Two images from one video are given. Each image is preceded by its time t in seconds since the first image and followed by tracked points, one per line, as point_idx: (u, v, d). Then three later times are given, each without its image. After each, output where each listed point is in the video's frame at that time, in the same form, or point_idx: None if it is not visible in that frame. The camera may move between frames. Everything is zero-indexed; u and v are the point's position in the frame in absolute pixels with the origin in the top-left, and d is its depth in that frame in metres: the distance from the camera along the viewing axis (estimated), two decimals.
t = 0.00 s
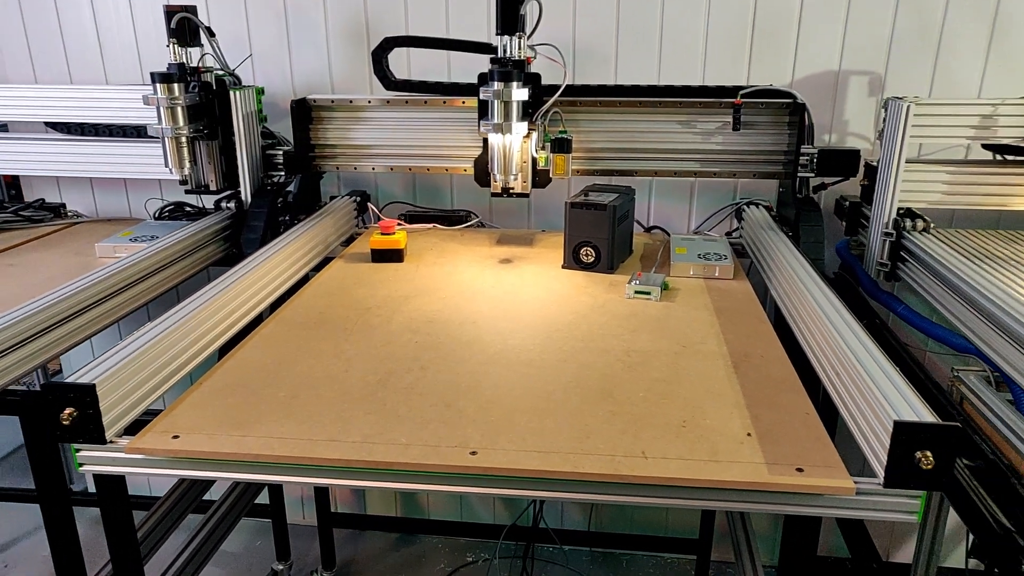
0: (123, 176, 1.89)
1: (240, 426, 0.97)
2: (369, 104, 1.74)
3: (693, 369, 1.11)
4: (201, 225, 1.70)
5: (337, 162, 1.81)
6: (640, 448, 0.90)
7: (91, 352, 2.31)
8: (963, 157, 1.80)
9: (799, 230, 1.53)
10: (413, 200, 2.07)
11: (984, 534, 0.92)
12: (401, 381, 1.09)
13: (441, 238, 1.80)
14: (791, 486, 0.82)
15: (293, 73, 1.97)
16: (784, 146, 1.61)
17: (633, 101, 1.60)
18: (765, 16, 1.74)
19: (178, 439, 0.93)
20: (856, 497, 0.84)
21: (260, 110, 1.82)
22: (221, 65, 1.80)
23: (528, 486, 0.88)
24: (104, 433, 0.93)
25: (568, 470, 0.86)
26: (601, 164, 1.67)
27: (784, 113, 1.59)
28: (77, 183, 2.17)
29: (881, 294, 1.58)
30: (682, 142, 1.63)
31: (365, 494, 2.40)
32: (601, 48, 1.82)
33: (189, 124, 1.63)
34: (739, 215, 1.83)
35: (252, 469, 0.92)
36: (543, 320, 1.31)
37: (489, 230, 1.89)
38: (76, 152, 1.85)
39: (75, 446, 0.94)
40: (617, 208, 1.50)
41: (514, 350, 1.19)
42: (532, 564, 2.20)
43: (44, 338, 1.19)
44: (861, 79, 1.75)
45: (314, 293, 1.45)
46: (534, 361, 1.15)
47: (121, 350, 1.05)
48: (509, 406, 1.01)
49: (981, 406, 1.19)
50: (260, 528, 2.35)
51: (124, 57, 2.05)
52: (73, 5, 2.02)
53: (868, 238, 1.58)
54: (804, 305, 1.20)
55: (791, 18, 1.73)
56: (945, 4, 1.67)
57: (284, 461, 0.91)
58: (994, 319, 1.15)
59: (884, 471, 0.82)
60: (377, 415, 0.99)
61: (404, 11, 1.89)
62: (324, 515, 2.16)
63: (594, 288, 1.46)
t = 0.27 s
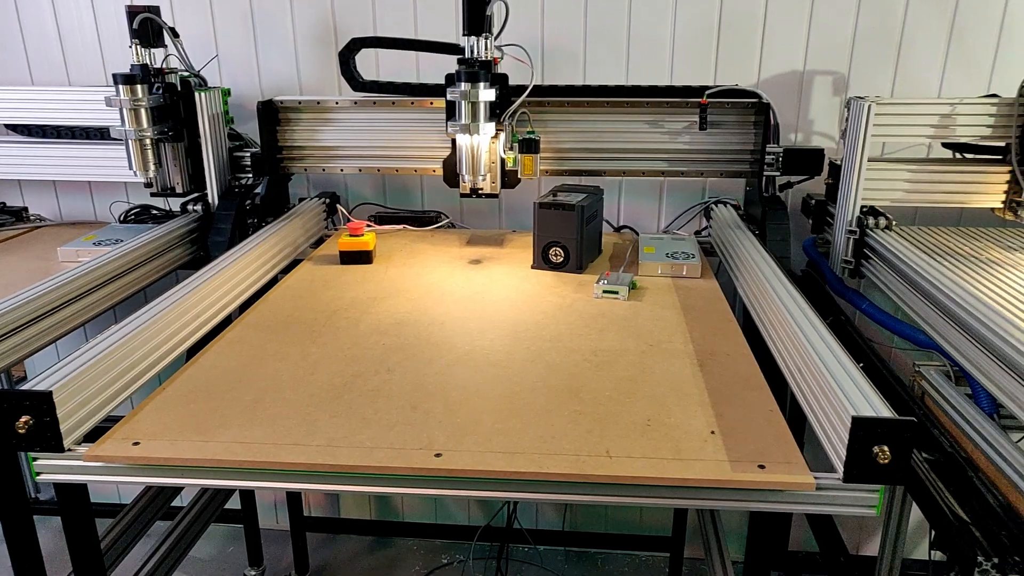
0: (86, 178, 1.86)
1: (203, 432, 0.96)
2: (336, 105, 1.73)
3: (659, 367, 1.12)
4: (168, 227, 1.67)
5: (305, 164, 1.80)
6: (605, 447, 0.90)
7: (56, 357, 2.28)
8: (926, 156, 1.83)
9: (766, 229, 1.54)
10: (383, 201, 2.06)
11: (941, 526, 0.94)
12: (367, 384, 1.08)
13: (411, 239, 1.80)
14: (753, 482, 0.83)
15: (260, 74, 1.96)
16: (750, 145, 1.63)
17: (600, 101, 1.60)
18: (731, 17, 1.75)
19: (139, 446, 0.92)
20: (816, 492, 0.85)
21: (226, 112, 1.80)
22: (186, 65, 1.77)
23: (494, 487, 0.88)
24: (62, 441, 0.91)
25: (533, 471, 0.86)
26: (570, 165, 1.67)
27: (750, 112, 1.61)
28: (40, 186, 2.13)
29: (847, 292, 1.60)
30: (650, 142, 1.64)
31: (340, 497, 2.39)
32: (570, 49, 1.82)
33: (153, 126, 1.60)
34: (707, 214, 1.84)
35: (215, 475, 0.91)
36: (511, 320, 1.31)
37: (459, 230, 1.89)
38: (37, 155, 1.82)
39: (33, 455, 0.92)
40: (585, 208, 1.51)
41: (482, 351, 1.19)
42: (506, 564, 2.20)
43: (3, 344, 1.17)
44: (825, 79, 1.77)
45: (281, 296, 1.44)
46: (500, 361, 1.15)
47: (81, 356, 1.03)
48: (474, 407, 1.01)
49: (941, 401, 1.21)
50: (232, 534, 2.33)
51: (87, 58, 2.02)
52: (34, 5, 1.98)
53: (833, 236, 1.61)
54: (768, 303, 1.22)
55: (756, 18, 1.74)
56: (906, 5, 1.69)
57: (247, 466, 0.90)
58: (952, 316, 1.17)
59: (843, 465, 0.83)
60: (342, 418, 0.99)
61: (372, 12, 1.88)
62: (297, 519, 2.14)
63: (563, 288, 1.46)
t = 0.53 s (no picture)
0: (50, 181, 1.83)
1: (168, 437, 0.95)
2: (305, 106, 1.72)
3: (628, 366, 1.13)
4: (135, 230, 1.65)
5: (274, 166, 1.79)
6: (572, 446, 0.91)
7: (22, 363, 2.24)
8: (890, 155, 1.86)
9: (734, 228, 1.55)
10: (354, 203, 2.05)
11: (903, 518, 0.95)
12: (336, 386, 1.08)
13: (382, 241, 1.80)
14: (717, 478, 0.84)
15: (228, 75, 1.94)
16: (718, 145, 1.65)
17: (570, 102, 1.61)
18: (699, 18, 1.77)
19: (102, 452, 0.91)
20: (779, 487, 0.86)
21: (194, 113, 1.78)
22: (151, 67, 1.75)
23: (461, 487, 0.89)
24: (23, 448, 0.90)
25: (500, 470, 0.86)
26: (540, 165, 1.68)
27: (717, 112, 1.62)
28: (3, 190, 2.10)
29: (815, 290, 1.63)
30: (619, 142, 1.65)
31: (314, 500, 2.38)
32: (539, 50, 1.83)
33: (118, 127, 1.58)
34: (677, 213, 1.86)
35: (180, 480, 0.90)
36: (481, 321, 1.31)
37: (431, 231, 1.88)
38: None
39: None
40: (555, 208, 1.52)
41: (451, 352, 1.19)
42: (482, 565, 2.20)
43: None
44: (791, 79, 1.79)
45: (250, 299, 1.43)
46: (470, 362, 1.15)
47: (42, 361, 1.02)
48: (443, 408, 1.01)
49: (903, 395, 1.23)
50: (205, 539, 2.31)
51: (51, 60, 1.99)
52: None
53: (800, 234, 1.63)
54: (736, 301, 1.23)
55: (723, 19, 1.76)
56: (869, 7, 1.72)
57: (213, 471, 0.89)
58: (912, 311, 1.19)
59: (806, 460, 0.85)
60: (310, 421, 0.98)
61: (341, 12, 1.87)
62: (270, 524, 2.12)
63: (533, 288, 1.47)
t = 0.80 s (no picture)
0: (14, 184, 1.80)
1: (134, 442, 0.94)
2: (275, 108, 1.71)
3: (599, 365, 1.13)
4: (102, 233, 1.63)
5: (245, 168, 1.78)
6: (543, 446, 0.91)
7: None
8: (857, 154, 1.88)
9: (705, 228, 1.57)
10: (327, 204, 2.04)
11: (869, 513, 0.97)
12: (307, 389, 1.07)
13: (355, 242, 1.79)
14: (686, 476, 0.85)
15: (197, 76, 1.92)
16: (688, 145, 1.66)
17: (541, 103, 1.62)
18: (669, 19, 1.78)
19: (67, 458, 0.90)
20: (748, 484, 0.87)
21: (162, 115, 1.76)
22: (118, 68, 1.73)
23: (432, 488, 0.89)
24: None
25: (471, 471, 0.87)
26: (513, 166, 1.68)
27: (687, 112, 1.63)
28: None
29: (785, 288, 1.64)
30: (591, 143, 1.66)
31: (290, 504, 2.36)
32: (511, 51, 1.83)
33: (83, 129, 1.56)
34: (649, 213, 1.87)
35: (147, 486, 0.89)
36: (454, 322, 1.31)
37: (404, 233, 1.88)
38: None
39: None
40: (527, 208, 1.52)
41: (423, 354, 1.19)
42: (459, 565, 2.20)
43: None
44: (761, 79, 1.81)
45: (220, 302, 1.42)
46: (442, 364, 1.15)
47: (5, 367, 1.00)
48: (414, 410, 1.01)
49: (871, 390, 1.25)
50: (179, 545, 2.28)
51: (15, 61, 1.95)
52: None
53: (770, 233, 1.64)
54: (706, 300, 1.24)
55: (693, 20, 1.78)
56: (836, 8, 1.74)
57: (181, 476, 0.88)
58: (879, 308, 1.21)
59: (774, 456, 0.86)
60: (280, 424, 0.98)
61: (311, 13, 1.86)
62: (245, 528, 2.10)
63: (506, 288, 1.47)
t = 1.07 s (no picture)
0: None
1: (100, 447, 0.92)
2: (245, 109, 1.70)
3: (570, 364, 1.14)
4: (70, 235, 1.60)
5: (215, 169, 1.76)
6: (513, 445, 0.91)
7: None
8: (827, 153, 1.90)
9: (677, 226, 1.57)
10: (300, 205, 2.03)
11: (837, 507, 0.98)
12: (277, 391, 1.07)
13: (328, 244, 1.78)
14: (657, 473, 0.85)
15: (166, 77, 1.90)
16: (660, 144, 1.67)
17: (514, 103, 1.62)
18: (640, 19, 1.79)
19: (30, 465, 0.88)
20: (718, 480, 0.88)
21: (131, 116, 1.74)
22: (84, 68, 1.71)
23: (403, 490, 0.89)
24: None
25: (442, 471, 0.87)
26: (486, 166, 1.68)
27: (659, 112, 1.64)
28: None
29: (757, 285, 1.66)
30: (564, 142, 1.66)
31: (266, 507, 2.35)
32: (483, 51, 1.83)
33: (49, 131, 1.53)
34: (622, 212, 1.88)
35: (113, 491, 0.88)
36: (426, 322, 1.31)
37: (377, 233, 1.87)
38: None
39: None
40: (499, 208, 1.52)
41: (395, 355, 1.18)
42: (437, 566, 2.20)
43: None
44: (731, 79, 1.82)
45: (190, 304, 1.41)
46: (413, 365, 1.15)
47: None
48: (385, 411, 1.01)
49: (839, 386, 1.27)
50: (152, 552, 2.25)
51: None
52: None
53: (742, 232, 1.66)
54: (677, 298, 1.24)
55: (664, 20, 1.79)
56: (805, 8, 1.76)
57: (147, 480, 0.87)
58: (846, 304, 1.22)
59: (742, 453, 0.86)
60: (249, 427, 0.97)
61: (281, 13, 1.84)
62: (219, 533, 2.08)
63: (480, 288, 1.47)
